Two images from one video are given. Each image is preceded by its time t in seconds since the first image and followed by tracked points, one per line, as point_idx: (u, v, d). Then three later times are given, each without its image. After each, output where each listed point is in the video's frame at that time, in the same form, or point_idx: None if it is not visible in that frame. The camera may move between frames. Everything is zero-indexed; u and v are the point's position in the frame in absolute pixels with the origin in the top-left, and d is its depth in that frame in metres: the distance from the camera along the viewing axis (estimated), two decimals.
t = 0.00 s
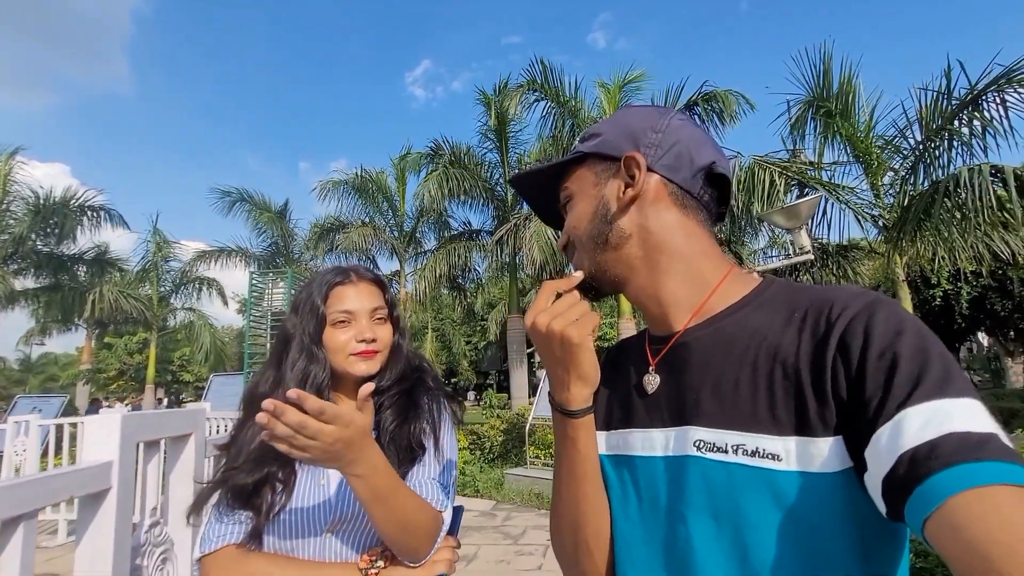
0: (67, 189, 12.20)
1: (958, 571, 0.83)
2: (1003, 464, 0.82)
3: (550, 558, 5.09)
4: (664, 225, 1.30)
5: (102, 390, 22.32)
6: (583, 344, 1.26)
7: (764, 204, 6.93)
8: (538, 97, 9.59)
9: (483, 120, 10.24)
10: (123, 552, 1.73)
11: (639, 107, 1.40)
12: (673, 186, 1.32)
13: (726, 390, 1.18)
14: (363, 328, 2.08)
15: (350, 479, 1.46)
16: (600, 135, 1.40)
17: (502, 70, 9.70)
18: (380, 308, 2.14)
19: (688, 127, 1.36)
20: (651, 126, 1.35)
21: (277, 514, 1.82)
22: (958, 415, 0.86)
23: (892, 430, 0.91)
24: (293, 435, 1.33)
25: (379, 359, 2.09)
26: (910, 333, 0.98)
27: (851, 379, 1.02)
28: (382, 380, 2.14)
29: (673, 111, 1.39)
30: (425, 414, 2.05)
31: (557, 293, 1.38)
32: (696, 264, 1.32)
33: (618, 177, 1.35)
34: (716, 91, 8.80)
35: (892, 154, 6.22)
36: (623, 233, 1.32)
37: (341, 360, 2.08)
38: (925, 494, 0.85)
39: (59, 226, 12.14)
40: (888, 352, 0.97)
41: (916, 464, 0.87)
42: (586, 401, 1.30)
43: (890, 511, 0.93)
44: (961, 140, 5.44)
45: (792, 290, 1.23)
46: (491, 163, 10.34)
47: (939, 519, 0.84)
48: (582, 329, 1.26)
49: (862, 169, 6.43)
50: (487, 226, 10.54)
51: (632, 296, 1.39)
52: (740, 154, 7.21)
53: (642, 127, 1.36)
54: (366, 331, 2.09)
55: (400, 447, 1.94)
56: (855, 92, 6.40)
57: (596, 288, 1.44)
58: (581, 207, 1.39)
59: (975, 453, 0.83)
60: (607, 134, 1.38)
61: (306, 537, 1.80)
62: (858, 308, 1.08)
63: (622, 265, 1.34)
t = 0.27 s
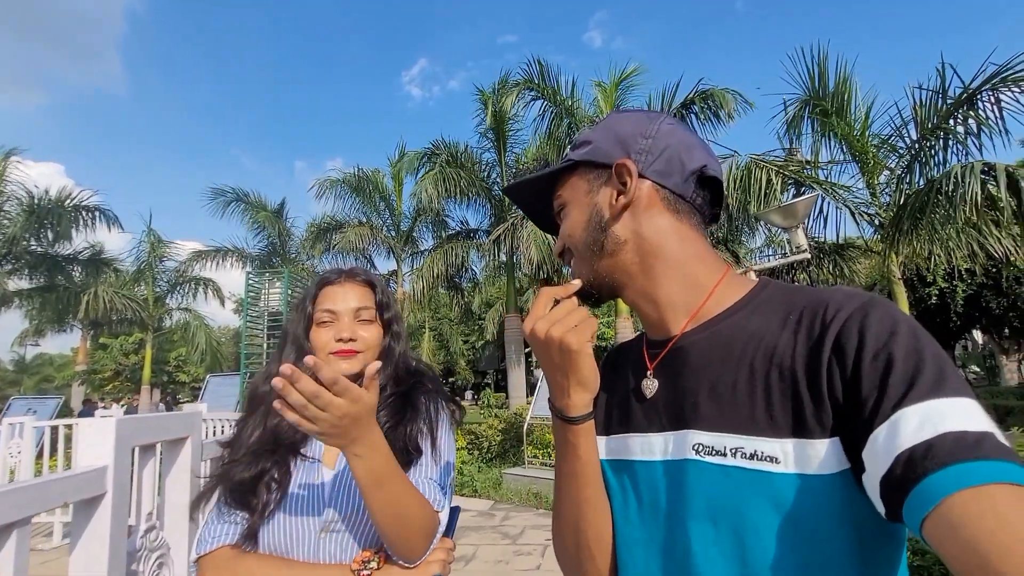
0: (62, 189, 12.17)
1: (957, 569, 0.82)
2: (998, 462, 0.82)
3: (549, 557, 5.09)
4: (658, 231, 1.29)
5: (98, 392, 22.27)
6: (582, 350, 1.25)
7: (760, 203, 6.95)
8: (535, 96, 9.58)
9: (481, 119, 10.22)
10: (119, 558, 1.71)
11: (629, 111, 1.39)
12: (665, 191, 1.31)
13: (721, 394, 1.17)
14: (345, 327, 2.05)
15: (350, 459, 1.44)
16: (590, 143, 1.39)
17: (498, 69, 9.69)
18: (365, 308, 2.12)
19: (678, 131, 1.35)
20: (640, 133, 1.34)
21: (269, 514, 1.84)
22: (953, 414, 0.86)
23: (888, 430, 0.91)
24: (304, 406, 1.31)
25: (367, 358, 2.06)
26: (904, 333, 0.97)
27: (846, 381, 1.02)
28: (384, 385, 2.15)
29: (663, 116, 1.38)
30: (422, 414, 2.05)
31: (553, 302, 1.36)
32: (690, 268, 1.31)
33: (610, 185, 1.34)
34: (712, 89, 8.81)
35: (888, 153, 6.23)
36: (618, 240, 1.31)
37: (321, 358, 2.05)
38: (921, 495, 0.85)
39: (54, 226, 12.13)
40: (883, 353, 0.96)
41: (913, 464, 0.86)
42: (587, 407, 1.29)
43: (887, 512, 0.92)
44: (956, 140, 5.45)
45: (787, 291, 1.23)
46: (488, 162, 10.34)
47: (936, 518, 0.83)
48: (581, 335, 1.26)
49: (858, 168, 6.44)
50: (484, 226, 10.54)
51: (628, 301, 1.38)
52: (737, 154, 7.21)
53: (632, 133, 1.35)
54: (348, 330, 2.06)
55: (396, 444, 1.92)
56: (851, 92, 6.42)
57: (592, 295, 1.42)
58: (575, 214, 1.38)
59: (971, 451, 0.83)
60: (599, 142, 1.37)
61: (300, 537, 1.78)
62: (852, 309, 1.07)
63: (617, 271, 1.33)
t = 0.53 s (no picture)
0: (55, 189, 12.14)
1: (945, 570, 0.82)
2: (987, 463, 0.82)
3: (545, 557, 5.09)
4: (650, 232, 1.29)
5: (93, 393, 22.17)
6: (574, 353, 1.24)
7: (756, 202, 6.96)
8: (531, 95, 9.58)
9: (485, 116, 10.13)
10: (108, 562, 1.70)
11: (622, 113, 1.39)
12: (658, 193, 1.31)
13: (715, 396, 1.17)
14: (307, 323, 2.17)
15: (329, 491, 1.42)
16: (583, 145, 1.38)
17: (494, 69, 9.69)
18: (331, 302, 2.18)
19: (671, 134, 1.35)
20: (634, 134, 1.34)
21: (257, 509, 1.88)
22: (942, 416, 0.86)
23: (880, 431, 0.91)
24: (274, 455, 1.27)
25: (327, 355, 2.14)
26: (895, 335, 0.97)
27: (838, 383, 1.01)
28: (367, 382, 2.15)
29: (655, 119, 1.38)
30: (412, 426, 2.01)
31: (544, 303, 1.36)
32: (682, 270, 1.31)
33: (603, 185, 1.33)
34: (708, 88, 8.82)
35: (883, 152, 6.25)
36: (611, 240, 1.31)
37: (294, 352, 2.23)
38: (911, 496, 0.85)
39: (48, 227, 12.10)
40: (874, 355, 0.97)
41: (903, 465, 0.86)
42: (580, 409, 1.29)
43: (877, 512, 0.92)
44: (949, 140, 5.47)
45: (779, 293, 1.23)
46: (483, 162, 10.33)
47: (926, 519, 0.83)
48: (573, 338, 1.25)
49: (852, 167, 6.46)
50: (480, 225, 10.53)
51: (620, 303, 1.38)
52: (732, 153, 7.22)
53: (626, 136, 1.35)
54: (312, 326, 2.17)
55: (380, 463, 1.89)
56: (845, 92, 6.42)
57: (581, 297, 1.41)
58: (569, 215, 1.37)
59: (960, 452, 0.83)
60: (593, 142, 1.37)
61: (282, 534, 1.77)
62: (844, 310, 1.07)
63: (610, 272, 1.33)
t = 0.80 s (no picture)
0: (54, 188, 12.13)
1: (938, 566, 0.82)
2: (978, 458, 0.82)
3: (544, 556, 5.10)
4: (643, 230, 1.29)
5: (92, 392, 22.15)
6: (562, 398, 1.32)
7: (754, 201, 6.97)
8: (530, 94, 9.59)
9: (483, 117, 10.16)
10: (102, 559, 1.70)
11: (617, 111, 1.39)
12: (651, 191, 1.31)
13: (708, 394, 1.17)
14: (308, 317, 2.17)
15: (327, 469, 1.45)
16: (578, 141, 1.39)
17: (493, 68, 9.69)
18: (332, 298, 2.18)
19: (666, 132, 1.35)
20: (628, 132, 1.34)
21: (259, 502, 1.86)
22: (933, 411, 0.86)
23: (872, 428, 0.91)
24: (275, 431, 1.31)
25: (326, 350, 2.16)
26: (886, 332, 0.98)
27: (831, 379, 1.01)
28: (366, 380, 2.15)
29: (651, 116, 1.38)
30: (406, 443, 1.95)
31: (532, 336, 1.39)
32: (675, 268, 1.31)
33: (597, 182, 1.34)
34: (706, 86, 8.82)
35: (880, 152, 6.27)
36: (603, 238, 1.32)
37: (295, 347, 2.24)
38: (903, 491, 0.85)
39: (47, 226, 12.09)
40: (865, 351, 0.97)
41: (895, 461, 0.87)
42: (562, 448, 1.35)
43: (869, 507, 0.93)
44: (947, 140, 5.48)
45: (772, 291, 1.23)
46: (482, 161, 10.33)
47: (918, 514, 0.84)
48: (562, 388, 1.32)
49: (851, 166, 6.47)
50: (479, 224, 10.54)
51: (614, 300, 1.38)
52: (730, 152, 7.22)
53: (620, 132, 1.35)
54: (313, 321, 2.18)
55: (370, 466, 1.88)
56: (843, 91, 6.42)
57: (575, 292, 1.44)
58: (562, 214, 1.39)
59: (952, 448, 0.83)
60: (587, 140, 1.37)
61: (282, 526, 1.77)
62: (836, 307, 1.07)
63: (603, 269, 1.34)
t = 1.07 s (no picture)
0: (55, 183, 12.14)
1: (924, 554, 0.83)
2: (961, 447, 0.84)
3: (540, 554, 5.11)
4: (629, 224, 1.31)
5: (90, 388, 22.17)
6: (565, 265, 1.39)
7: (753, 203, 6.98)
8: (533, 93, 9.61)
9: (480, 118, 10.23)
10: (98, 548, 1.71)
11: (605, 104, 1.40)
12: (638, 185, 1.32)
13: (693, 387, 1.18)
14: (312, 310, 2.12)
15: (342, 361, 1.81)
16: (568, 133, 1.40)
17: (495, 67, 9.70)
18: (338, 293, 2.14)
19: (654, 126, 1.35)
20: (617, 125, 1.35)
21: (266, 490, 1.85)
22: (916, 402, 0.88)
23: (857, 419, 0.92)
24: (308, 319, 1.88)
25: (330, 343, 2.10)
26: (868, 325, 0.99)
27: (814, 372, 1.02)
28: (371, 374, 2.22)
29: (640, 110, 1.39)
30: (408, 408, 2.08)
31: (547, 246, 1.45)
32: (661, 261, 1.32)
33: (584, 176, 1.35)
34: (705, 87, 8.84)
35: (879, 155, 6.28)
36: (588, 231, 1.33)
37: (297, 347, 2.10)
38: (890, 481, 0.86)
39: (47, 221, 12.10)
40: (849, 343, 0.98)
41: (882, 452, 0.88)
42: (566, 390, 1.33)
43: (854, 498, 0.94)
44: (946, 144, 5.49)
45: (757, 285, 1.24)
46: (483, 160, 10.34)
47: (905, 504, 0.85)
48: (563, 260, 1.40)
49: (850, 169, 6.47)
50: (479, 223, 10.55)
51: (601, 294, 1.40)
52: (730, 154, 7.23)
53: (608, 126, 1.35)
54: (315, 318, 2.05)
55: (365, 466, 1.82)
56: (843, 94, 6.43)
57: (561, 284, 1.47)
58: (548, 205, 1.41)
59: (937, 437, 0.84)
60: (575, 132, 1.39)
61: (290, 516, 1.77)
62: (820, 301, 1.09)
63: (587, 261, 1.35)
